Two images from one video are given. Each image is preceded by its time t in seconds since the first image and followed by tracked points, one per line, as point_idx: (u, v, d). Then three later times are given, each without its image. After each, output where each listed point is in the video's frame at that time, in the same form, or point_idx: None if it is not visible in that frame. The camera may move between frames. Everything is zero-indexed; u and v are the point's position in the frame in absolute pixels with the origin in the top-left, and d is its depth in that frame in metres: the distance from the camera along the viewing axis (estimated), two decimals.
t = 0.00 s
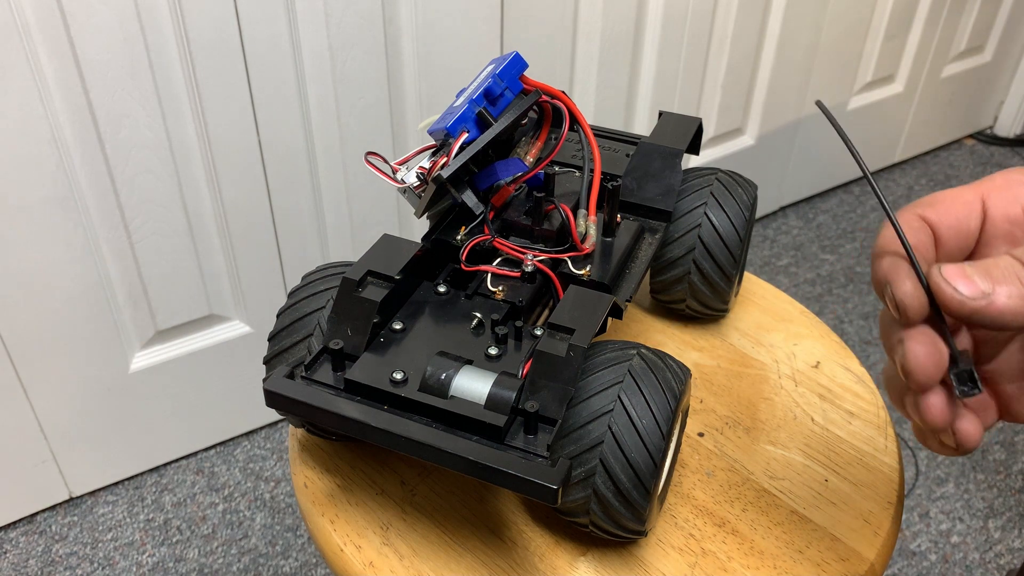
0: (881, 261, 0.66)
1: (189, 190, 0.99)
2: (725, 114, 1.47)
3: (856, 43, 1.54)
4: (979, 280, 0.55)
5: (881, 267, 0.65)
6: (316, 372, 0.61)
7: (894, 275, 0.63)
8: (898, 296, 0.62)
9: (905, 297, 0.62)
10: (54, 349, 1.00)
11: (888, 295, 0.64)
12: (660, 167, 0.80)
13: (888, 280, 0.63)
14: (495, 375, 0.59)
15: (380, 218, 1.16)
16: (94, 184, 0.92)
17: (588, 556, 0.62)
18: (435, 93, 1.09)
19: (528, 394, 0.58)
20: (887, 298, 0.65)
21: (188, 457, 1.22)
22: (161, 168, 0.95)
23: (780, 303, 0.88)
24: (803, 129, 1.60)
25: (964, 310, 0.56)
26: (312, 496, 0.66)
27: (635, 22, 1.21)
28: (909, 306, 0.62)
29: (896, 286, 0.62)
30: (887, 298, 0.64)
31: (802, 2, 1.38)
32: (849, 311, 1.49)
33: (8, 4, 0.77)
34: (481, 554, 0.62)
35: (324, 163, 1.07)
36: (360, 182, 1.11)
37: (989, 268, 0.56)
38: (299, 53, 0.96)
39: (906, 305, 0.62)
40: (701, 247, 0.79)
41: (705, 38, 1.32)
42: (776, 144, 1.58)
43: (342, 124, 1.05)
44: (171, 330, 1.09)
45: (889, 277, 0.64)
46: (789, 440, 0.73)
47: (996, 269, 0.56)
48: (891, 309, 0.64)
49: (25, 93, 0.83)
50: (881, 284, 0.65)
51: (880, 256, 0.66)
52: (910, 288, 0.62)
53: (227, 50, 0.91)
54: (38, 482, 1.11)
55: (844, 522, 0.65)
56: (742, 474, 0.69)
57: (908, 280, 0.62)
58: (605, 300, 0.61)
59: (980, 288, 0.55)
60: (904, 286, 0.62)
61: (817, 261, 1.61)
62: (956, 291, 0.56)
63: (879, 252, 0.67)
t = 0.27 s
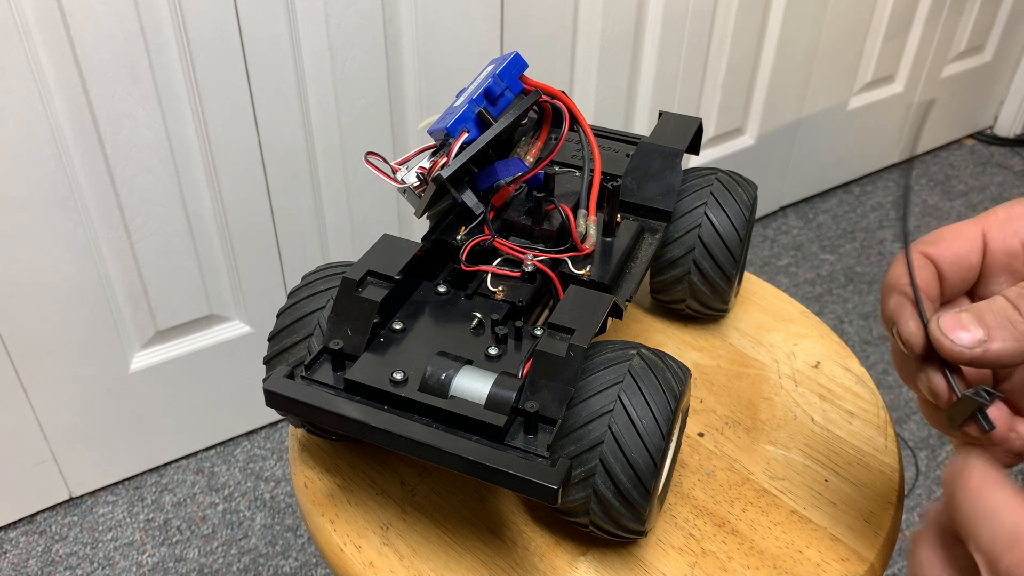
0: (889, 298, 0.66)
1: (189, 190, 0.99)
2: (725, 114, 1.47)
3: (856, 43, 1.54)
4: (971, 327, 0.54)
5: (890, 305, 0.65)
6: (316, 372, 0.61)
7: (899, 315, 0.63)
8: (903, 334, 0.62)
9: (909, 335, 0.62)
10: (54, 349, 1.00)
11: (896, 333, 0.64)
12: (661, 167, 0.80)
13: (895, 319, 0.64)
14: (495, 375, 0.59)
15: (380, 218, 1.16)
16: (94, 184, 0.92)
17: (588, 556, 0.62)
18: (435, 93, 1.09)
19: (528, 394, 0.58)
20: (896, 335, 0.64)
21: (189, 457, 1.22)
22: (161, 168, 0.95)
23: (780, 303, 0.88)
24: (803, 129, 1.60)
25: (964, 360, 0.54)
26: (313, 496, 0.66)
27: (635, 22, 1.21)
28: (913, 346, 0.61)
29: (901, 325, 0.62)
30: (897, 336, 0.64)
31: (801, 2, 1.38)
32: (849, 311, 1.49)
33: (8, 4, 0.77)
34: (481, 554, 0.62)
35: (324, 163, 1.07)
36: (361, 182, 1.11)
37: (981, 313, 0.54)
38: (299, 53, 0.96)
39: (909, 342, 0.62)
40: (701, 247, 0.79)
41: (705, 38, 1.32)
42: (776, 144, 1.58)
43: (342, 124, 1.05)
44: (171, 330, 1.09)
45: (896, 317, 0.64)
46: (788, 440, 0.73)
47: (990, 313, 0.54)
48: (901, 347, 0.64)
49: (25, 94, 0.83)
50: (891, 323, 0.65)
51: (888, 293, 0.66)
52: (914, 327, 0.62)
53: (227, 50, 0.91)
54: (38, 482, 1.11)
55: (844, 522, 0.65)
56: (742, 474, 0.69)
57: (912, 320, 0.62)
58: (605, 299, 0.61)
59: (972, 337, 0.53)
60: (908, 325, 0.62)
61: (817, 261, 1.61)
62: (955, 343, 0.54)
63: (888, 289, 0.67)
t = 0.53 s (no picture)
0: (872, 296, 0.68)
1: (189, 190, 0.99)
2: (725, 114, 1.47)
3: (856, 43, 1.54)
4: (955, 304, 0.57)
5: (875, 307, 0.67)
6: (316, 372, 0.61)
7: (889, 310, 0.65)
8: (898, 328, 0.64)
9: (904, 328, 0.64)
10: (54, 349, 1.00)
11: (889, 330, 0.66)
12: (661, 167, 0.80)
13: (886, 316, 0.65)
14: (495, 375, 0.59)
15: (380, 218, 1.16)
16: (94, 184, 0.92)
17: (588, 556, 0.62)
18: (435, 93, 1.09)
19: (528, 394, 0.58)
20: (888, 333, 0.66)
21: (189, 457, 1.22)
22: (160, 168, 0.95)
23: (780, 303, 0.88)
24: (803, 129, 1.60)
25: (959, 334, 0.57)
26: (313, 496, 0.66)
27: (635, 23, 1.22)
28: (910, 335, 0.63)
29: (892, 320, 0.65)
30: (890, 336, 0.66)
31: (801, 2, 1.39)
32: (849, 311, 1.49)
33: (8, 3, 0.77)
34: (481, 554, 0.62)
35: (323, 163, 1.07)
36: (361, 182, 1.11)
37: (960, 288, 0.57)
38: (299, 53, 0.96)
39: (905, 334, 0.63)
40: (701, 247, 0.79)
41: (705, 39, 1.32)
42: (776, 144, 1.58)
43: (342, 124, 1.05)
44: (171, 330, 1.09)
45: (884, 313, 0.66)
46: (788, 440, 0.73)
47: (968, 286, 0.57)
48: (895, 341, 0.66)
49: (25, 93, 0.83)
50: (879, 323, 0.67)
51: (870, 291, 0.68)
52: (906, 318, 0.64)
53: (227, 50, 0.91)
54: (38, 482, 1.11)
55: (844, 523, 0.65)
56: (742, 474, 0.69)
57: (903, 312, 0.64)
58: (605, 299, 0.61)
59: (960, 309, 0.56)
60: (901, 318, 0.64)
61: (817, 261, 1.61)
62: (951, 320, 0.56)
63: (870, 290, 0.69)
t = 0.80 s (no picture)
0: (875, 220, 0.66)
1: (189, 190, 0.99)
2: (725, 115, 1.47)
3: (856, 44, 1.54)
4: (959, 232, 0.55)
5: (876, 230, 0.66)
6: (316, 372, 0.61)
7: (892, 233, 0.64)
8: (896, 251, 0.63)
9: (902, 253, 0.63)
10: (55, 349, 1.00)
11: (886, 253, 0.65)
12: (661, 166, 0.80)
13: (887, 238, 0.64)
14: (495, 375, 0.59)
15: (380, 218, 1.16)
16: (94, 184, 0.92)
17: (589, 556, 0.62)
18: (435, 92, 1.09)
19: (528, 394, 0.58)
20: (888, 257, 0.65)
21: (189, 457, 1.22)
22: (160, 168, 0.95)
23: (779, 303, 0.88)
24: (803, 129, 1.60)
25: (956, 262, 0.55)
26: (313, 496, 0.66)
27: (635, 23, 1.22)
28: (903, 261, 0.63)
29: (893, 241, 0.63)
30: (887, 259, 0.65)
31: (801, 2, 1.39)
32: (849, 311, 1.49)
33: (8, 3, 0.77)
34: (481, 554, 0.62)
35: (323, 163, 1.07)
36: (361, 182, 1.11)
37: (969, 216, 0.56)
38: (299, 53, 0.96)
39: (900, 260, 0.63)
40: (701, 247, 0.79)
41: (705, 39, 1.32)
42: (776, 144, 1.58)
43: (342, 125, 1.05)
44: (171, 330, 1.09)
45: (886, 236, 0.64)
46: (788, 440, 0.73)
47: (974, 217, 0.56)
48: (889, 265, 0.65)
49: (25, 93, 0.83)
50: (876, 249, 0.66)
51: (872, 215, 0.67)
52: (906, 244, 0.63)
53: (227, 50, 0.91)
54: (38, 482, 1.11)
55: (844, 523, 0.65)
56: (741, 474, 0.69)
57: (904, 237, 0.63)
58: (605, 299, 0.61)
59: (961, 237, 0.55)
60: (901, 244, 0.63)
61: (817, 261, 1.61)
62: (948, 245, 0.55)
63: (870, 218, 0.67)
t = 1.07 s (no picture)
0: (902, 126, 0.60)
1: (189, 190, 0.99)
2: (725, 115, 1.47)
3: (856, 44, 1.54)
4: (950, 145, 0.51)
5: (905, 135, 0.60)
6: (316, 372, 0.61)
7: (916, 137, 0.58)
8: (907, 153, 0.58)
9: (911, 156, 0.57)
10: (55, 349, 1.00)
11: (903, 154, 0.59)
12: (661, 167, 0.80)
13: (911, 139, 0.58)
14: (495, 375, 0.59)
15: (380, 218, 1.16)
16: (94, 184, 0.92)
17: (589, 556, 0.62)
18: (435, 93, 1.09)
19: (528, 394, 0.58)
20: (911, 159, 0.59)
21: (189, 457, 1.22)
22: (160, 168, 0.95)
23: (779, 303, 0.88)
24: (803, 129, 1.60)
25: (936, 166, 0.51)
26: (313, 496, 0.66)
27: (635, 22, 1.22)
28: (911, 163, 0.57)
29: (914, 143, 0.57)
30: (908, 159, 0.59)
31: (802, 2, 1.39)
32: (848, 311, 1.49)
33: (8, 4, 0.77)
34: (481, 554, 0.62)
35: (323, 163, 1.07)
36: (361, 182, 1.11)
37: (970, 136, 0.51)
38: (299, 53, 0.96)
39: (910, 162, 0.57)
40: (701, 246, 0.79)
41: (705, 39, 1.32)
42: (776, 144, 1.58)
43: (342, 125, 1.05)
44: (171, 330, 1.09)
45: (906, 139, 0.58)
46: (788, 440, 0.73)
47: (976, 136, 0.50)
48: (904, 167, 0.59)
49: (25, 93, 0.82)
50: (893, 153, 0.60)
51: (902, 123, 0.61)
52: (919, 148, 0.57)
53: (227, 50, 0.91)
54: (38, 482, 1.11)
55: (844, 523, 0.65)
56: (741, 474, 0.69)
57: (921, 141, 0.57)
58: (605, 299, 0.61)
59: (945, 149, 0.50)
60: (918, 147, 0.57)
61: (817, 261, 1.61)
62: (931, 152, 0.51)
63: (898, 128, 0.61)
